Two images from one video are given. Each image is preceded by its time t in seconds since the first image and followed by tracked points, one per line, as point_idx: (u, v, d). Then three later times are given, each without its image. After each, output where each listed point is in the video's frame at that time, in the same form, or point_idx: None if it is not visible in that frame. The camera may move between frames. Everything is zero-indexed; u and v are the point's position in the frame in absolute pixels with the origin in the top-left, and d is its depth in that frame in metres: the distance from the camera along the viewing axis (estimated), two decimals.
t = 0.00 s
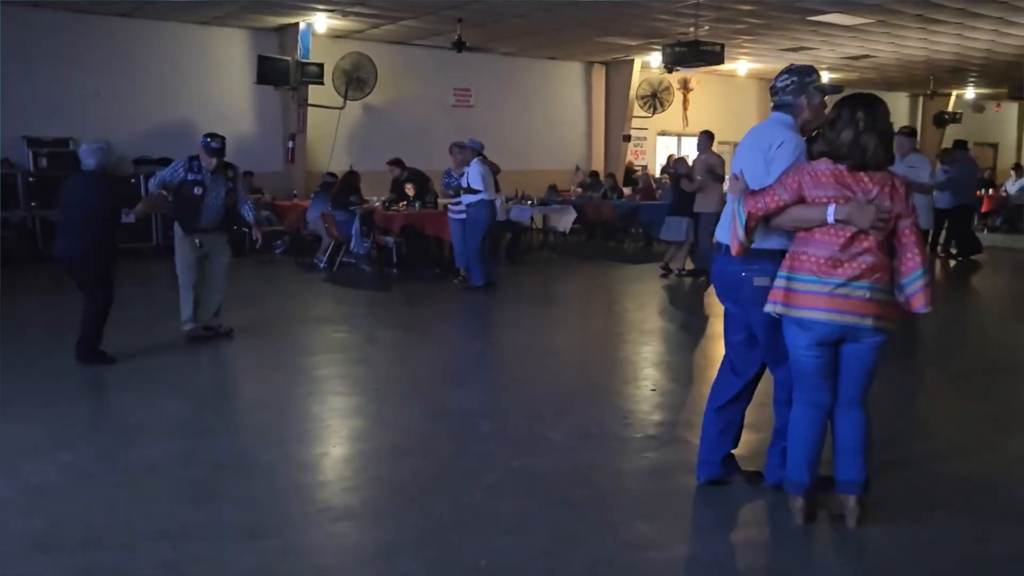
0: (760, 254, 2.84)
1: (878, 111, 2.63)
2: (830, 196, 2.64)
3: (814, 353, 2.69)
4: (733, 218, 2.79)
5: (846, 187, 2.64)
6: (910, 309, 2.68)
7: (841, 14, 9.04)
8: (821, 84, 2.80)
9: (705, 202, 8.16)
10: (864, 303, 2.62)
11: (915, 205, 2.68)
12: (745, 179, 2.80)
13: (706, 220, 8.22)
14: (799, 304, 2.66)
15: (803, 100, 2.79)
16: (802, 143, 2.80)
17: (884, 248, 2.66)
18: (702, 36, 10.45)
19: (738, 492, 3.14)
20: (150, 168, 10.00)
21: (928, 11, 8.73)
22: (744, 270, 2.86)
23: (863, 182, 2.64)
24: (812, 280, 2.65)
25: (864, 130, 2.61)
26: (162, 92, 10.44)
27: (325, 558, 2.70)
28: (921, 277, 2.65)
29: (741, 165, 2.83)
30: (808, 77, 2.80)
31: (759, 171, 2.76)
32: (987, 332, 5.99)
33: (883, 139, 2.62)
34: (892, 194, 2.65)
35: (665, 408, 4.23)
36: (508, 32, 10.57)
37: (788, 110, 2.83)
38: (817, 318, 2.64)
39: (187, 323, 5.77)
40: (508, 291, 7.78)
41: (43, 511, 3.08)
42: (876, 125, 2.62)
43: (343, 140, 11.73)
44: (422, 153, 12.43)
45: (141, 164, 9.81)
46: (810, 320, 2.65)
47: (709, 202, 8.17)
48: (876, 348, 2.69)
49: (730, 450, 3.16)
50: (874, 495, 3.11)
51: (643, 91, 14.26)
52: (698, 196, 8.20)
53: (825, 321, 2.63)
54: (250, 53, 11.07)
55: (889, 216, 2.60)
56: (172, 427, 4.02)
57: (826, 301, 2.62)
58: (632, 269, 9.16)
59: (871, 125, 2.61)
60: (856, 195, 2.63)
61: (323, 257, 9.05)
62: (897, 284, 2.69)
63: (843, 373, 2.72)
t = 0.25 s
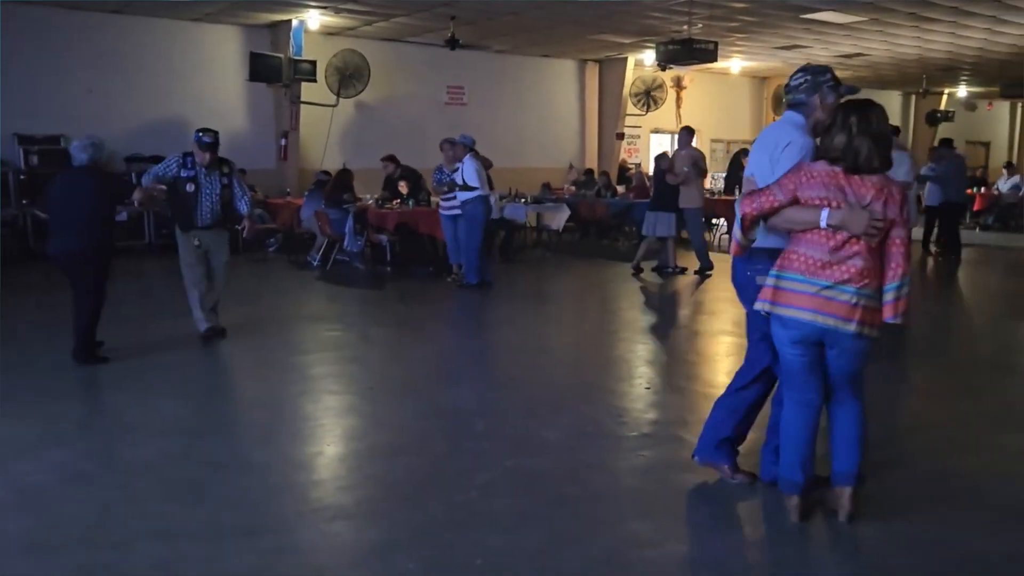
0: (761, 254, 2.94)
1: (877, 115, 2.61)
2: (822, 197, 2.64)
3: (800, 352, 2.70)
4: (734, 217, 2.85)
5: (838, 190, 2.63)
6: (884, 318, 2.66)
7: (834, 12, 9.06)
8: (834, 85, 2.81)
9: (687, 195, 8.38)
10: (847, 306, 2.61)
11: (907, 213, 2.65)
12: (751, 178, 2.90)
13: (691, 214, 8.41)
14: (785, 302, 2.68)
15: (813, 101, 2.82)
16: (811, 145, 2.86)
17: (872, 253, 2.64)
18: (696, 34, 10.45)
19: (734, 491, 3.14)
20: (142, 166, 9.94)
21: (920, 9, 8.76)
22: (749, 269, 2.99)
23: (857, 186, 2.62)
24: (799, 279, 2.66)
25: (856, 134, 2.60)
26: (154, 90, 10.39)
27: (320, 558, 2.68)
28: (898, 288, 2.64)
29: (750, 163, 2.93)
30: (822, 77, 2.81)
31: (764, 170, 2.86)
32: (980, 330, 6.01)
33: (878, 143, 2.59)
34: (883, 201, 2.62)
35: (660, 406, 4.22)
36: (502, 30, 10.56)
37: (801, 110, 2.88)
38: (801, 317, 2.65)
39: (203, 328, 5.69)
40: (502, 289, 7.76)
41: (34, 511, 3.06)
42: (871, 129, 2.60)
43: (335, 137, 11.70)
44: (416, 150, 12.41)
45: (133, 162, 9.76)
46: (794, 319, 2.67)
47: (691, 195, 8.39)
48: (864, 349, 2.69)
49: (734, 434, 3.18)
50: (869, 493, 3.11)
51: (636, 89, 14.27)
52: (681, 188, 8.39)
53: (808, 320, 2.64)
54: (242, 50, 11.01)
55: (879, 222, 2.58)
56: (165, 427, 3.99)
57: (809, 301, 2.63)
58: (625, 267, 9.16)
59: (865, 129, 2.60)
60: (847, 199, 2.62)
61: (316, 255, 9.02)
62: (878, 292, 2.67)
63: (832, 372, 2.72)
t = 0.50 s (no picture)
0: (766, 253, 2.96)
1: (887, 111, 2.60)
2: (827, 197, 2.66)
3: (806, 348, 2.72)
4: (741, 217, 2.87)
5: (843, 189, 2.65)
6: (886, 316, 2.64)
7: (819, 10, 9.09)
8: (842, 84, 2.79)
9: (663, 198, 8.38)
10: (850, 304, 2.61)
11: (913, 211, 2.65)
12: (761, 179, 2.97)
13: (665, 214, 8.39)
14: (787, 299, 2.71)
15: (818, 100, 2.83)
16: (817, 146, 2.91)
17: (875, 251, 2.64)
18: (682, 31, 10.46)
19: (722, 488, 3.14)
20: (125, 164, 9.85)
21: (904, 7, 8.80)
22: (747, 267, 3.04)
23: (862, 184, 2.64)
24: (800, 276, 2.69)
25: (863, 130, 2.61)
26: (138, 87, 10.31)
27: (307, 558, 2.67)
28: (904, 287, 2.62)
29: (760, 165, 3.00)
30: (828, 77, 2.83)
31: (769, 170, 2.96)
32: (963, 326, 6.05)
33: (884, 140, 2.60)
34: (888, 199, 2.63)
35: (648, 403, 4.23)
36: (488, 27, 10.54)
37: (809, 110, 2.89)
38: (803, 314, 2.68)
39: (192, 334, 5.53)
40: (489, 286, 7.75)
41: (16, 513, 3.02)
42: (878, 126, 2.61)
43: (321, 135, 11.64)
44: (402, 148, 12.36)
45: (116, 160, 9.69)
46: (797, 316, 2.70)
47: (668, 197, 8.40)
48: (881, 347, 2.66)
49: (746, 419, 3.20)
50: (853, 490, 3.12)
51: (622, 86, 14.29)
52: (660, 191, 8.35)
53: (810, 317, 2.67)
54: (226, 47, 10.94)
55: (880, 220, 2.59)
56: (149, 427, 3.96)
57: (813, 299, 2.65)
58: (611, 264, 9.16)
59: (871, 126, 2.60)
60: (852, 197, 2.64)
61: (302, 253, 8.99)
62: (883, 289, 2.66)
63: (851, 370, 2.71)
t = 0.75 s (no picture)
0: (779, 250, 2.96)
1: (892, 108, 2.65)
2: (832, 196, 2.71)
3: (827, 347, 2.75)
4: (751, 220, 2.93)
5: (849, 186, 2.68)
6: (902, 310, 2.61)
7: (798, 9, 9.14)
8: (843, 75, 2.78)
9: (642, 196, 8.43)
10: (867, 301, 2.63)
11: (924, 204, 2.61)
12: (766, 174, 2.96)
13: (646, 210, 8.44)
14: (805, 300, 2.77)
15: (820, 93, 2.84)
16: (819, 139, 2.91)
17: (887, 246, 2.63)
18: (662, 30, 10.48)
19: (705, 485, 3.16)
20: (102, 162, 9.75)
21: (882, 6, 8.87)
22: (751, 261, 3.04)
23: (869, 179, 2.65)
24: (816, 276, 2.74)
25: (868, 125, 2.65)
26: (115, 85, 10.19)
27: (289, 559, 2.65)
28: (921, 278, 2.57)
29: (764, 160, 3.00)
30: (829, 69, 2.81)
31: (773, 167, 2.94)
32: (941, 323, 6.12)
33: (891, 135, 2.64)
34: (894, 193, 2.61)
35: (630, 401, 4.24)
36: (469, 25, 10.51)
37: (811, 106, 2.93)
38: (821, 314, 2.72)
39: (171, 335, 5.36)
40: (471, 285, 7.74)
41: None
42: (884, 121, 2.65)
43: (301, 133, 11.57)
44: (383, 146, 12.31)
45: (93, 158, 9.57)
46: (817, 316, 2.73)
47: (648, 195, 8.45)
48: (898, 344, 2.65)
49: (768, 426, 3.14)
50: (835, 487, 3.14)
51: (603, 84, 14.31)
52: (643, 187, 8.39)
53: (828, 317, 2.70)
54: (204, 45, 10.85)
55: (884, 214, 2.58)
56: (128, 428, 3.91)
57: (829, 299, 2.69)
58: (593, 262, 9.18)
59: (877, 121, 2.65)
60: (857, 193, 2.66)
61: (283, 252, 8.94)
62: (900, 283, 2.63)
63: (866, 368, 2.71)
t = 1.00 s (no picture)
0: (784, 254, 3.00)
1: (891, 108, 2.73)
2: (832, 194, 2.79)
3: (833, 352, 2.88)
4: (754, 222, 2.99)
5: (848, 184, 2.76)
6: (900, 307, 2.71)
7: (764, 9, 9.24)
8: (825, 82, 3.01)
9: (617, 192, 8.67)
10: (868, 300, 2.74)
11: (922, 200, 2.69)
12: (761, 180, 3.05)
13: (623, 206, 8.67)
14: (810, 301, 2.88)
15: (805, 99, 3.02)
16: (809, 143, 3.01)
17: (886, 244, 2.73)
18: (630, 29, 10.53)
19: (675, 482, 3.18)
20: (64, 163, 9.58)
21: (846, 6, 8.99)
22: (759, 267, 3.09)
23: (866, 177, 2.74)
24: (819, 277, 2.85)
25: (865, 124, 2.75)
26: (77, 84, 10.02)
27: (260, 564, 2.63)
28: (920, 274, 2.67)
29: (757, 167, 3.09)
30: (812, 77, 3.02)
31: (768, 174, 3.03)
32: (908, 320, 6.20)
33: (888, 135, 2.74)
34: (892, 190, 2.69)
35: (601, 399, 4.26)
36: (437, 24, 10.49)
37: (800, 112, 3.06)
38: (824, 314, 2.84)
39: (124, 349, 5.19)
40: (442, 285, 7.72)
41: None
42: (881, 119, 2.74)
43: (269, 133, 11.47)
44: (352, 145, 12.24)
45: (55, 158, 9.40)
46: (820, 317, 2.85)
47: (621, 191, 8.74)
48: (887, 344, 2.77)
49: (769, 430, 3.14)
50: (803, 483, 3.19)
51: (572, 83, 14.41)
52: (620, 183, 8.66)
53: (830, 316, 2.82)
54: (170, 43, 10.71)
55: (878, 212, 2.68)
56: (93, 433, 3.85)
57: (838, 301, 2.79)
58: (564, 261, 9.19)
59: (873, 119, 2.74)
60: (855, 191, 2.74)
61: (251, 252, 8.85)
62: (899, 280, 2.73)
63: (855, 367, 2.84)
